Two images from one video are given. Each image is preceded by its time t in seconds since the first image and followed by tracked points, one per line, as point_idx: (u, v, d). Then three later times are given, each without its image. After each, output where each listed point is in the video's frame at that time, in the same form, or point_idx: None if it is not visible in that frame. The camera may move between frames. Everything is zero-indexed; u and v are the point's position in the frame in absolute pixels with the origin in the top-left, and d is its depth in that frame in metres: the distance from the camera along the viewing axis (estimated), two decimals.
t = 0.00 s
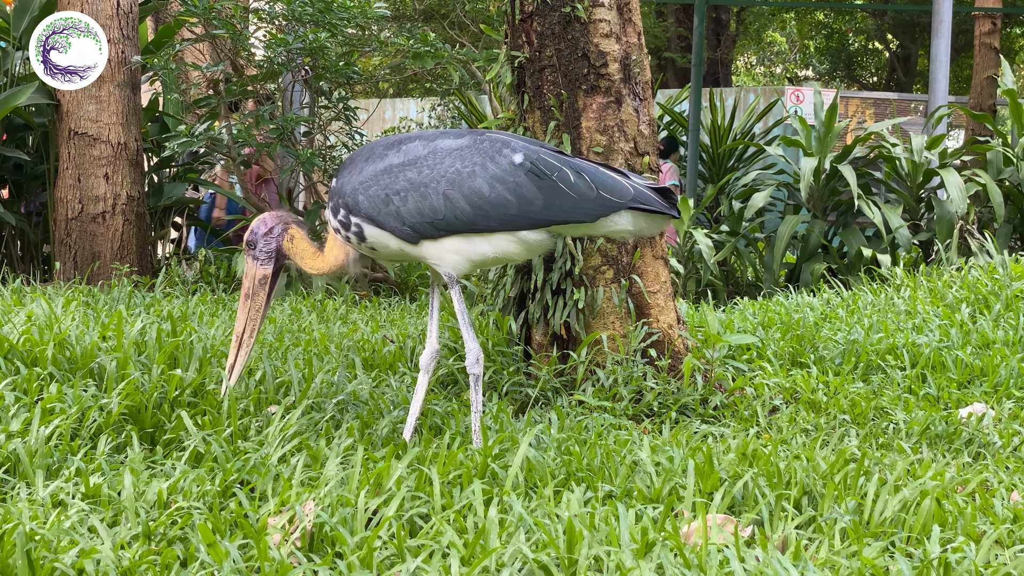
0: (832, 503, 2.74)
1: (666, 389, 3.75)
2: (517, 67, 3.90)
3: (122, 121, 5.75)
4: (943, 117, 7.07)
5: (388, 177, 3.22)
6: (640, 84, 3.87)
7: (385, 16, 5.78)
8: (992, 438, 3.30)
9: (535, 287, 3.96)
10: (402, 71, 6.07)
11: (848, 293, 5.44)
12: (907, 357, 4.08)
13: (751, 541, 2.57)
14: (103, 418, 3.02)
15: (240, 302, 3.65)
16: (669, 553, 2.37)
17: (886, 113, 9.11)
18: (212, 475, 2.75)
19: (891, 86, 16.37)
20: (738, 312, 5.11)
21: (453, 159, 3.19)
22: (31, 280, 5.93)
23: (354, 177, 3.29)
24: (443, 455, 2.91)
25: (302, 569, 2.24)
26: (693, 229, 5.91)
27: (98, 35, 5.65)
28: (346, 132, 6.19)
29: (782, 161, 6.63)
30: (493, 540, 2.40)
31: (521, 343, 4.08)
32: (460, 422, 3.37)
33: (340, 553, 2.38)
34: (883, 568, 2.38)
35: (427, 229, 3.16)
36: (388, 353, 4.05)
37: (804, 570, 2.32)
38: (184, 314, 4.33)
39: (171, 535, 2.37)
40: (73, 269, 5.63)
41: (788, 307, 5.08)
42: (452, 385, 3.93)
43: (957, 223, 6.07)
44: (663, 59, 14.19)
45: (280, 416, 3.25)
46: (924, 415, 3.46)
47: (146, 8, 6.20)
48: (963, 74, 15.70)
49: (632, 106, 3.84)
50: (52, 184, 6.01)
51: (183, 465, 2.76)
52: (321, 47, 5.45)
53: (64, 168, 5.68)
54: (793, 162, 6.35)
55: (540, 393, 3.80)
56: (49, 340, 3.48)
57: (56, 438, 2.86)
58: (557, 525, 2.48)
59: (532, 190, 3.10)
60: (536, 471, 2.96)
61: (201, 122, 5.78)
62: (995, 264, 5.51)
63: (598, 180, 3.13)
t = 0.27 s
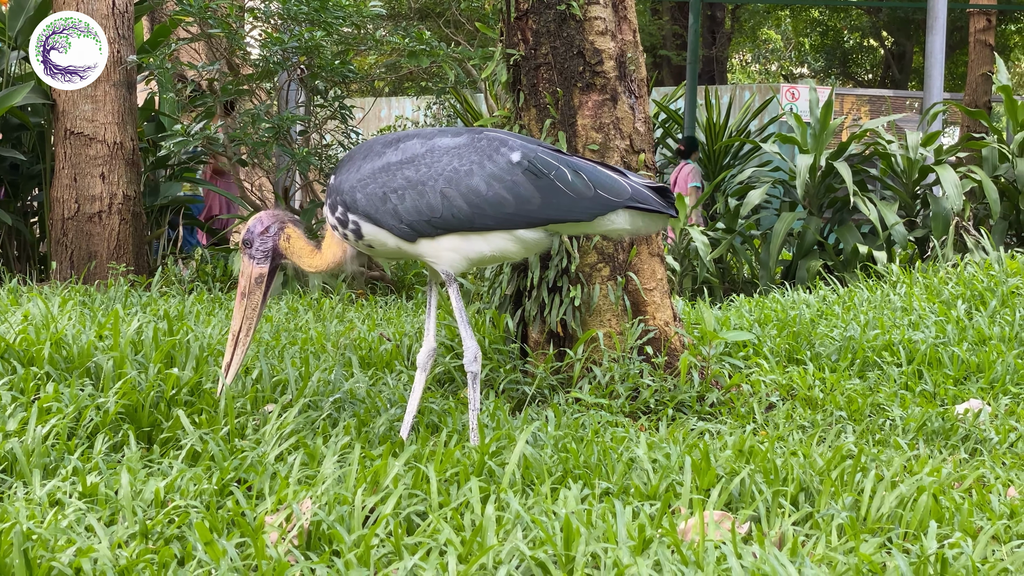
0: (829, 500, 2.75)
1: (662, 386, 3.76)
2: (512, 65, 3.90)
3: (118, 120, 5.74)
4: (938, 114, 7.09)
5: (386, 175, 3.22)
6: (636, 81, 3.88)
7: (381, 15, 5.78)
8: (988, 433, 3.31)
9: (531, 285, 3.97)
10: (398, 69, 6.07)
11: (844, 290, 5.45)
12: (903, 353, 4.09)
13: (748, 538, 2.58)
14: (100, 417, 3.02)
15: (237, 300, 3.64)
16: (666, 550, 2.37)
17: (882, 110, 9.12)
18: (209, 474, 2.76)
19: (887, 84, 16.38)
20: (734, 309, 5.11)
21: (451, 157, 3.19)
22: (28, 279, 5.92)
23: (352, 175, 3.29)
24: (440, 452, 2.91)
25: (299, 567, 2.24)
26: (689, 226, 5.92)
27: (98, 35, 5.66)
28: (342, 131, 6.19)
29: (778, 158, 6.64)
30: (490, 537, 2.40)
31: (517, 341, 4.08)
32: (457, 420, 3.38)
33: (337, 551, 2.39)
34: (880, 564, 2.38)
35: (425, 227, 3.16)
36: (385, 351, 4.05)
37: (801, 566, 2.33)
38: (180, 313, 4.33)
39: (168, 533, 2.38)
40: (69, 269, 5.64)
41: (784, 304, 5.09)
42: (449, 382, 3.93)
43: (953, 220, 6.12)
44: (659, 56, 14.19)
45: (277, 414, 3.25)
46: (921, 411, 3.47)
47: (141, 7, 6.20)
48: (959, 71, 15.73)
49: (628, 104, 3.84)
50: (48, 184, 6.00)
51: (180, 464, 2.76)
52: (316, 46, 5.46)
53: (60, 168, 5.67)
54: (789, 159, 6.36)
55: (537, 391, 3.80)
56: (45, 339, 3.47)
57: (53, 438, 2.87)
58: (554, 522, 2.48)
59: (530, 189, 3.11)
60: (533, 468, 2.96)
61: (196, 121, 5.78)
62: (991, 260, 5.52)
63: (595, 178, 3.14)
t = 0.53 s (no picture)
0: (828, 499, 2.75)
1: (661, 385, 3.76)
2: (510, 65, 3.90)
3: (115, 121, 5.74)
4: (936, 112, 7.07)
5: (388, 174, 3.21)
6: (633, 81, 3.88)
7: (378, 15, 5.78)
8: (988, 432, 3.31)
9: (530, 286, 3.97)
10: (395, 69, 6.06)
11: (842, 289, 5.45)
12: (902, 352, 4.09)
13: (748, 537, 2.57)
14: (99, 418, 3.02)
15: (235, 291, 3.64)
16: (666, 549, 2.37)
17: (880, 109, 9.12)
18: (208, 475, 2.75)
19: (884, 83, 16.38)
20: (732, 309, 5.11)
21: (454, 157, 3.19)
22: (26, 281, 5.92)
23: (354, 174, 3.28)
24: (439, 453, 2.91)
25: (299, 568, 2.24)
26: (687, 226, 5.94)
27: (98, 34, 5.58)
28: (339, 131, 6.18)
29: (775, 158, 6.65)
30: (490, 537, 2.40)
31: (516, 341, 4.08)
32: (456, 421, 3.38)
33: (337, 552, 2.38)
34: (880, 563, 2.38)
35: (426, 227, 3.16)
36: (383, 352, 4.05)
37: (801, 565, 2.33)
38: (178, 314, 4.32)
39: (167, 535, 2.37)
40: (67, 271, 5.63)
41: (783, 303, 5.09)
42: (448, 383, 3.93)
43: (951, 219, 6.09)
44: (656, 56, 14.18)
45: (276, 415, 3.25)
46: (920, 410, 3.47)
47: (138, 8, 6.19)
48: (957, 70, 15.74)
49: (626, 104, 3.84)
50: (45, 186, 5.99)
51: (179, 465, 2.75)
52: (314, 46, 5.45)
53: (57, 169, 5.67)
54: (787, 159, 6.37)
55: (536, 391, 3.80)
56: (43, 341, 3.47)
57: (52, 440, 2.86)
58: (553, 522, 2.48)
59: (532, 191, 3.12)
60: (532, 468, 2.96)
61: (194, 122, 5.78)
62: (989, 259, 5.53)
63: (597, 182, 3.15)
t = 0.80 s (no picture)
0: (831, 503, 2.74)
1: (663, 390, 3.75)
2: (511, 70, 3.90)
3: (116, 128, 5.74)
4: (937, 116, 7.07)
5: (395, 171, 3.22)
6: (634, 86, 3.88)
7: (378, 21, 5.79)
8: (990, 436, 3.31)
9: (532, 290, 3.96)
10: (396, 75, 6.08)
11: (843, 294, 5.45)
12: (904, 356, 4.09)
13: (750, 542, 2.57)
14: (100, 425, 3.02)
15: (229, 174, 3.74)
16: (669, 554, 2.36)
17: (880, 114, 9.13)
18: (209, 481, 2.74)
19: (885, 88, 16.38)
20: (734, 313, 5.11)
21: (461, 170, 3.17)
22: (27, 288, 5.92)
23: (362, 162, 3.29)
24: (441, 458, 2.91)
25: (301, 574, 2.23)
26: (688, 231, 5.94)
27: (98, 34, 5.52)
28: (340, 137, 6.19)
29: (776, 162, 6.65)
30: (492, 543, 2.39)
31: (518, 346, 4.07)
32: (458, 426, 3.37)
33: (339, 558, 2.38)
34: (883, 566, 2.38)
35: (419, 232, 3.18)
36: (385, 358, 4.04)
37: (804, 570, 2.32)
38: (180, 321, 4.32)
39: (169, 541, 2.36)
40: (68, 277, 5.64)
41: (785, 308, 5.09)
42: (449, 389, 3.92)
43: (952, 223, 6.10)
44: (657, 61, 14.18)
45: (278, 420, 3.25)
46: (922, 414, 3.46)
47: (139, 15, 6.20)
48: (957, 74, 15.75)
49: (627, 108, 3.84)
50: (46, 193, 5.99)
51: (181, 471, 2.75)
52: (314, 52, 5.46)
53: (58, 176, 5.67)
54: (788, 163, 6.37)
55: (538, 396, 3.80)
56: (44, 348, 3.46)
57: (53, 446, 2.86)
58: (556, 527, 2.48)
59: (530, 221, 3.12)
60: (534, 473, 2.96)
61: (195, 129, 5.77)
62: (991, 263, 5.53)
63: (597, 226, 3.16)
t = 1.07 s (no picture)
0: (836, 513, 2.73)
1: (667, 401, 3.75)
2: (514, 81, 3.92)
3: (120, 140, 5.76)
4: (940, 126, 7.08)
5: (398, 172, 3.23)
6: (637, 96, 3.88)
7: (381, 32, 5.81)
8: (994, 446, 3.30)
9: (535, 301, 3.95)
10: (399, 86, 6.10)
11: (847, 303, 5.45)
12: (908, 366, 4.08)
13: (755, 552, 2.56)
14: (105, 437, 3.02)
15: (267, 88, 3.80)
16: (673, 565, 2.36)
17: (883, 123, 9.14)
18: (214, 493, 2.74)
19: (888, 97, 16.39)
20: (738, 323, 5.10)
21: (462, 186, 3.18)
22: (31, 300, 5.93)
23: (371, 153, 3.30)
24: (445, 469, 2.90)
25: None
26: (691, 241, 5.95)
27: (98, 35, 5.66)
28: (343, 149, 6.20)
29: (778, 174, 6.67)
30: (496, 554, 2.39)
31: (521, 357, 4.05)
32: (462, 437, 3.37)
33: (343, 569, 2.37)
34: None
35: (407, 237, 3.21)
36: (389, 369, 4.04)
37: None
38: (184, 332, 4.32)
39: (173, 553, 2.36)
40: (72, 289, 5.65)
41: (788, 318, 5.09)
42: (453, 400, 3.92)
43: (955, 233, 6.10)
44: (660, 73, 14.23)
45: (282, 431, 3.24)
46: (926, 424, 3.46)
47: (142, 27, 6.23)
48: (960, 84, 15.76)
49: (630, 119, 3.85)
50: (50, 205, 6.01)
51: (185, 483, 2.75)
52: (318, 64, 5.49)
53: (62, 188, 5.69)
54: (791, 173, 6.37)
55: (542, 407, 3.79)
56: (49, 360, 3.47)
57: (58, 458, 2.86)
58: (560, 538, 2.47)
59: (518, 252, 3.14)
60: (538, 484, 2.95)
61: (198, 140, 5.79)
62: (994, 273, 5.53)
63: (581, 270, 3.19)
